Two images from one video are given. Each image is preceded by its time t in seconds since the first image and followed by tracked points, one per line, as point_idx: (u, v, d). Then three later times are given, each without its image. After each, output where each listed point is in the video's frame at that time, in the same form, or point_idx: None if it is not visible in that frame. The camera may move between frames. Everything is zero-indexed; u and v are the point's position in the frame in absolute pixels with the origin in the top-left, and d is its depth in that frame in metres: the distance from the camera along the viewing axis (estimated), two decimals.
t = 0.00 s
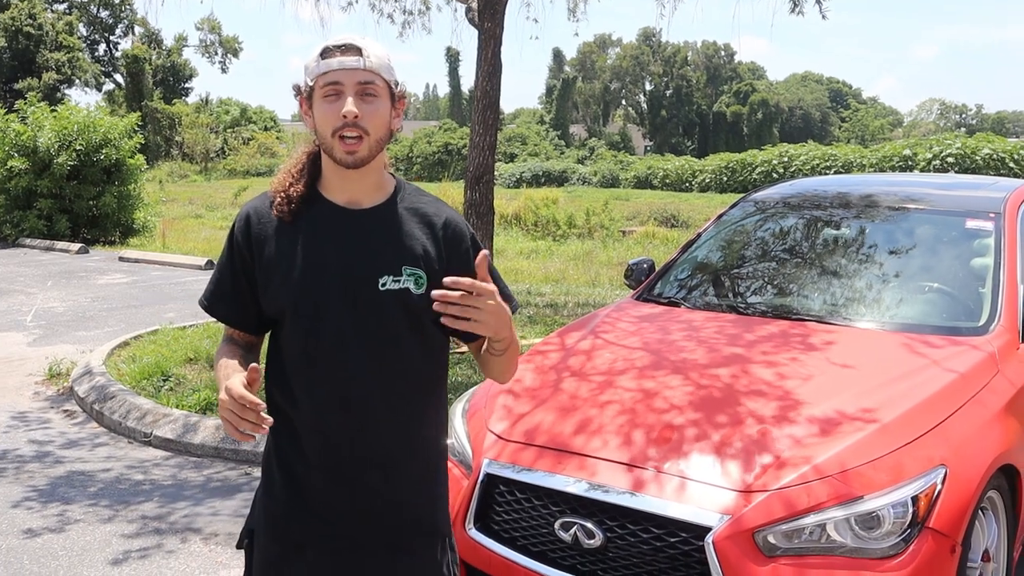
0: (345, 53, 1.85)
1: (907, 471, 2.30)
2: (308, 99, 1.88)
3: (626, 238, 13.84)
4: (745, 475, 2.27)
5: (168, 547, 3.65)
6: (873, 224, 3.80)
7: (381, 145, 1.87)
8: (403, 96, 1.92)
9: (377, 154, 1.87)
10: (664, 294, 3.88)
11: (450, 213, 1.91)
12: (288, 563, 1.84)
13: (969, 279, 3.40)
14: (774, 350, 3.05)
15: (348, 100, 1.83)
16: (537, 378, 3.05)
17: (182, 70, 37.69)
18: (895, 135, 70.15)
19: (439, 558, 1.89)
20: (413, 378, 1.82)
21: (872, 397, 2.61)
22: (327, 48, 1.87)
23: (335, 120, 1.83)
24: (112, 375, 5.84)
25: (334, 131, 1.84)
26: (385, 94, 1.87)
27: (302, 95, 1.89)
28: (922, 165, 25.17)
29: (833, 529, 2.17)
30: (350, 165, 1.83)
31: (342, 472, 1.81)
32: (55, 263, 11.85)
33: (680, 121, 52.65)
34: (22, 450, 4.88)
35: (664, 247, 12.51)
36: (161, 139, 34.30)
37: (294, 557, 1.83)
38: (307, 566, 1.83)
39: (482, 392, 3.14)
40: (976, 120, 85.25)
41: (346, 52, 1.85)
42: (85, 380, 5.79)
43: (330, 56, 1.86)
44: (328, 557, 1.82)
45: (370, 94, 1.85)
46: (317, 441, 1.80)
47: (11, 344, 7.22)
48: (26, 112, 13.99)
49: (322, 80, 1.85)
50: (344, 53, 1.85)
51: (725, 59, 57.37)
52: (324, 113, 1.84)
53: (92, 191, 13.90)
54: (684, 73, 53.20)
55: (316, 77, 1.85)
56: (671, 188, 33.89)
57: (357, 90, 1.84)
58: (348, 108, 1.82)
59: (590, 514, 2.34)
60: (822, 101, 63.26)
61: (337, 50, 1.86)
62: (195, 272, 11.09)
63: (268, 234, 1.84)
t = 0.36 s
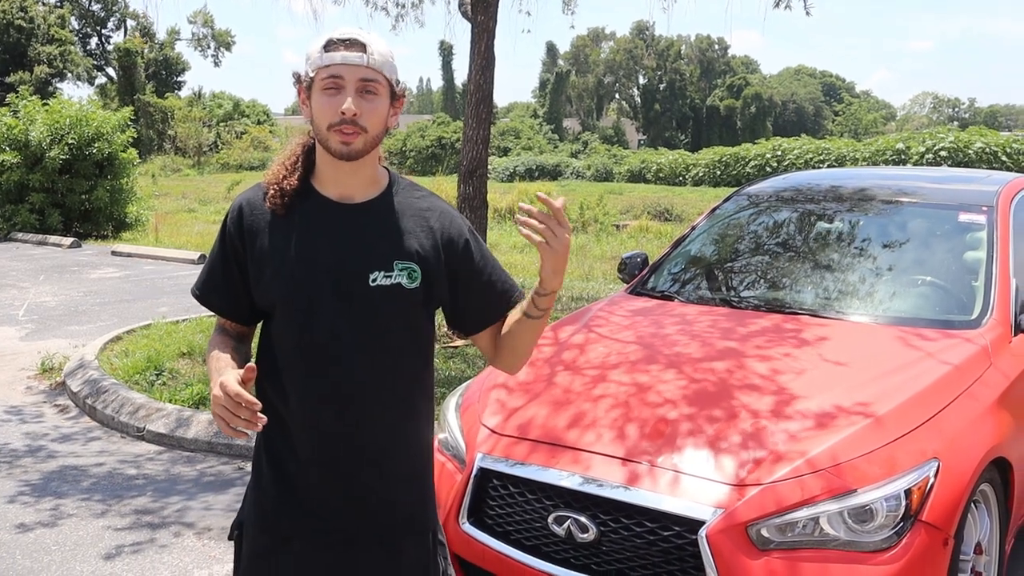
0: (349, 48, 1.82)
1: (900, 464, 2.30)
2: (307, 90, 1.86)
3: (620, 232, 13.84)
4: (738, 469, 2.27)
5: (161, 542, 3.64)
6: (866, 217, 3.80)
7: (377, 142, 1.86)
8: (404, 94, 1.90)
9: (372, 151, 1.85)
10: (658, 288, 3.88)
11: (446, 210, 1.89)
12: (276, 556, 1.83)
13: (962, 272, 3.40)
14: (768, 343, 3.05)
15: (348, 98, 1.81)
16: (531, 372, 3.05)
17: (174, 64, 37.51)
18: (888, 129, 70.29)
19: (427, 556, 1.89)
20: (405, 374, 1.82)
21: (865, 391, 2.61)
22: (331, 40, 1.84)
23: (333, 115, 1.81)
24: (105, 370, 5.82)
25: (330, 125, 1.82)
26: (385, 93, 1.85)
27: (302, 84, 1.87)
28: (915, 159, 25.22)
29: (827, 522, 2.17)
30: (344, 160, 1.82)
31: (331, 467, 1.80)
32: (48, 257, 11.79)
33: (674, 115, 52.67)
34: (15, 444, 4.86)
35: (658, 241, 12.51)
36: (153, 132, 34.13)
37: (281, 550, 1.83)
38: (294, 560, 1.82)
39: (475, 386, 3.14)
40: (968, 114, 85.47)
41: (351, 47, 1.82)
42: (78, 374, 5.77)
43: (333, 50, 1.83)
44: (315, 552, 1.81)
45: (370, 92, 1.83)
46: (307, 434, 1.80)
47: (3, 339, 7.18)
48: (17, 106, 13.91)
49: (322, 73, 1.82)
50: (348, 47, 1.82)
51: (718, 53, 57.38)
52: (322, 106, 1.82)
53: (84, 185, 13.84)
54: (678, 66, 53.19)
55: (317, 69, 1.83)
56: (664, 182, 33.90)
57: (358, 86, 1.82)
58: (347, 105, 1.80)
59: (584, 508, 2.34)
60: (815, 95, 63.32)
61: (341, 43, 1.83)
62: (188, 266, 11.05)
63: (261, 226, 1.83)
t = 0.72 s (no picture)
0: (344, 45, 1.82)
1: (896, 461, 2.30)
2: (305, 89, 1.86)
3: (616, 229, 13.83)
4: (735, 467, 2.27)
5: (157, 539, 3.63)
6: (862, 214, 3.80)
7: (377, 138, 1.85)
8: (400, 89, 1.90)
9: (372, 148, 1.84)
10: (654, 285, 3.88)
11: (445, 207, 1.89)
12: (272, 554, 1.83)
13: (958, 269, 3.40)
14: (764, 340, 3.05)
15: (346, 95, 1.80)
16: (527, 370, 3.05)
17: (170, 61, 37.41)
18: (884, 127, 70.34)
19: (423, 555, 1.89)
20: (403, 374, 1.82)
21: (860, 387, 2.62)
22: (326, 39, 1.84)
23: (332, 114, 1.80)
24: (101, 367, 5.81)
25: (331, 123, 1.81)
26: (383, 89, 1.85)
27: (299, 85, 1.87)
28: (910, 156, 25.24)
29: (823, 519, 2.17)
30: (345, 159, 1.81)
31: (328, 466, 1.79)
32: (43, 255, 11.76)
33: (670, 112, 52.66)
34: (11, 442, 4.85)
35: (654, 238, 12.51)
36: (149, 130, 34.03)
37: (278, 548, 1.83)
38: (290, 559, 1.82)
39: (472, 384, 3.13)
40: (964, 111, 85.63)
41: (345, 44, 1.83)
42: (74, 371, 5.76)
43: (328, 48, 1.83)
44: (311, 550, 1.81)
45: (368, 88, 1.82)
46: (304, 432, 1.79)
47: None
48: (12, 103, 13.86)
49: (319, 73, 1.82)
50: (343, 45, 1.83)
51: (715, 50, 57.36)
52: (321, 104, 1.82)
53: (79, 182, 13.80)
54: (674, 64, 53.21)
55: (313, 68, 1.83)
56: (660, 179, 33.89)
57: (355, 83, 1.82)
58: (346, 103, 1.79)
59: (580, 506, 2.33)
60: (811, 92, 63.36)
61: (336, 41, 1.83)
62: (184, 264, 11.02)
63: (260, 223, 1.82)
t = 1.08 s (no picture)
0: (356, 45, 1.82)
1: (893, 459, 2.30)
2: (312, 85, 1.85)
3: (614, 228, 13.83)
4: (732, 464, 2.27)
5: (154, 537, 3.63)
6: (860, 213, 3.80)
7: (379, 140, 1.85)
8: (408, 95, 1.89)
9: (374, 150, 1.84)
10: (651, 283, 3.88)
11: (440, 213, 1.92)
12: (269, 554, 1.83)
13: (955, 267, 3.41)
14: (761, 338, 3.05)
15: (352, 94, 1.80)
16: (525, 368, 3.05)
17: (167, 59, 37.36)
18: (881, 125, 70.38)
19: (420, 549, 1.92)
20: (402, 373, 1.84)
21: (857, 385, 2.62)
22: (340, 37, 1.83)
23: (336, 111, 1.80)
24: (98, 365, 5.80)
25: (333, 120, 1.81)
26: (390, 92, 1.84)
27: (307, 80, 1.86)
28: (907, 154, 25.29)
29: (820, 517, 2.18)
30: (346, 157, 1.80)
31: (328, 467, 1.80)
32: (40, 253, 11.74)
33: (667, 110, 52.69)
34: (8, 440, 4.84)
35: (651, 237, 12.51)
36: (146, 128, 33.97)
37: (277, 549, 1.82)
38: (290, 558, 1.81)
39: (469, 382, 3.13)
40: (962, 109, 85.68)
41: (358, 45, 1.82)
42: (71, 370, 5.75)
43: (340, 46, 1.82)
44: (312, 550, 1.81)
45: (375, 90, 1.82)
46: (305, 432, 1.78)
47: None
48: (10, 100, 13.83)
49: (328, 69, 1.82)
50: (355, 45, 1.82)
51: (712, 48, 57.36)
52: (326, 102, 1.82)
53: (76, 180, 13.78)
54: (672, 62, 53.21)
55: (323, 64, 1.82)
56: (658, 177, 33.89)
57: (363, 82, 1.81)
58: (351, 101, 1.79)
59: (577, 504, 2.33)
60: (808, 90, 63.40)
61: (349, 40, 1.83)
62: (181, 262, 11.01)
63: (258, 221, 1.79)
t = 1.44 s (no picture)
0: (310, 41, 1.83)
1: (888, 457, 2.31)
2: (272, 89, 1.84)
3: (611, 226, 13.84)
4: (728, 462, 2.28)
5: (151, 535, 3.63)
6: (856, 212, 3.81)
7: (351, 131, 1.87)
8: (365, 81, 1.92)
9: (347, 142, 1.86)
10: (648, 282, 3.89)
11: (399, 202, 2.00)
12: (266, 559, 1.81)
13: (951, 267, 3.42)
14: (757, 337, 3.06)
15: (319, 89, 1.81)
16: (521, 366, 3.05)
17: (164, 57, 37.28)
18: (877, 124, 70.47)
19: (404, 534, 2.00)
20: (384, 364, 1.90)
21: (854, 383, 2.63)
22: (290, 37, 1.83)
23: (307, 110, 1.81)
24: (95, 364, 5.80)
25: (306, 121, 1.81)
26: (352, 81, 1.87)
27: (265, 85, 1.85)
28: (903, 153, 25.35)
29: (815, 515, 2.18)
30: (325, 154, 1.82)
31: (327, 465, 1.82)
32: (36, 251, 11.72)
33: (664, 109, 52.74)
34: (4, 438, 4.84)
35: (648, 236, 12.53)
36: (142, 126, 33.89)
37: (274, 553, 1.81)
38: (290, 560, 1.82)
39: (465, 380, 3.14)
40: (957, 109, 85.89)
41: (312, 40, 1.83)
42: (67, 368, 5.74)
43: (295, 45, 1.82)
44: (311, 548, 1.83)
45: (338, 81, 1.83)
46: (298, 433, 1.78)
47: None
48: (5, 98, 13.80)
49: (288, 71, 1.82)
50: (309, 41, 1.83)
51: (709, 47, 57.39)
52: (293, 103, 1.82)
53: (72, 178, 13.75)
54: (668, 61, 53.25)
55: (281, 67, 1.82)
56: (654, 176, 33.91)
57: (326, 77, 1.82)
58: (321, 97, 1.80)
59: (574, 502, 2.34)
60: (805, 89, 63.49)
61: (301, 38, 1.83)
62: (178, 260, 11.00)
63: (238, 223, 1.74)
